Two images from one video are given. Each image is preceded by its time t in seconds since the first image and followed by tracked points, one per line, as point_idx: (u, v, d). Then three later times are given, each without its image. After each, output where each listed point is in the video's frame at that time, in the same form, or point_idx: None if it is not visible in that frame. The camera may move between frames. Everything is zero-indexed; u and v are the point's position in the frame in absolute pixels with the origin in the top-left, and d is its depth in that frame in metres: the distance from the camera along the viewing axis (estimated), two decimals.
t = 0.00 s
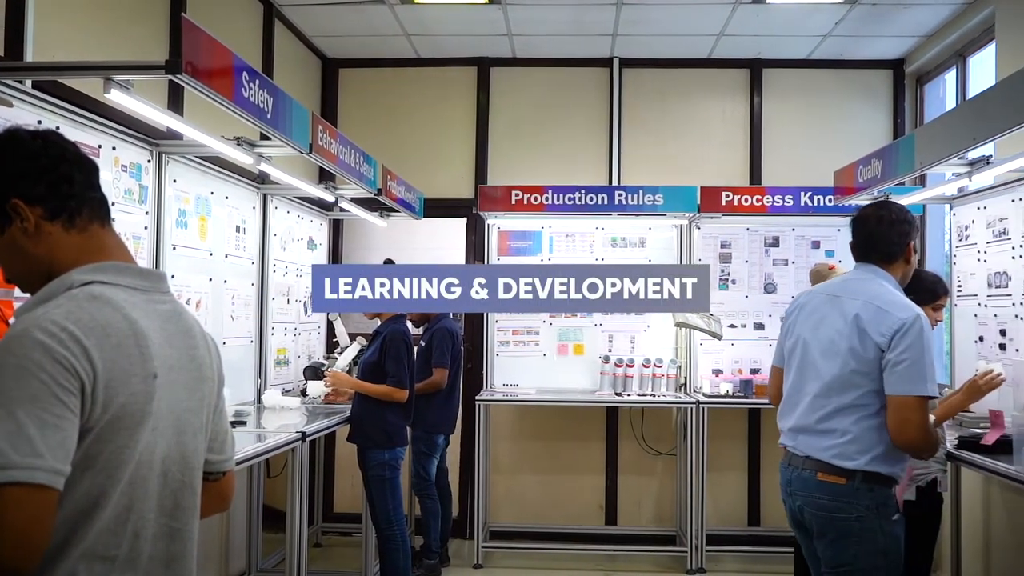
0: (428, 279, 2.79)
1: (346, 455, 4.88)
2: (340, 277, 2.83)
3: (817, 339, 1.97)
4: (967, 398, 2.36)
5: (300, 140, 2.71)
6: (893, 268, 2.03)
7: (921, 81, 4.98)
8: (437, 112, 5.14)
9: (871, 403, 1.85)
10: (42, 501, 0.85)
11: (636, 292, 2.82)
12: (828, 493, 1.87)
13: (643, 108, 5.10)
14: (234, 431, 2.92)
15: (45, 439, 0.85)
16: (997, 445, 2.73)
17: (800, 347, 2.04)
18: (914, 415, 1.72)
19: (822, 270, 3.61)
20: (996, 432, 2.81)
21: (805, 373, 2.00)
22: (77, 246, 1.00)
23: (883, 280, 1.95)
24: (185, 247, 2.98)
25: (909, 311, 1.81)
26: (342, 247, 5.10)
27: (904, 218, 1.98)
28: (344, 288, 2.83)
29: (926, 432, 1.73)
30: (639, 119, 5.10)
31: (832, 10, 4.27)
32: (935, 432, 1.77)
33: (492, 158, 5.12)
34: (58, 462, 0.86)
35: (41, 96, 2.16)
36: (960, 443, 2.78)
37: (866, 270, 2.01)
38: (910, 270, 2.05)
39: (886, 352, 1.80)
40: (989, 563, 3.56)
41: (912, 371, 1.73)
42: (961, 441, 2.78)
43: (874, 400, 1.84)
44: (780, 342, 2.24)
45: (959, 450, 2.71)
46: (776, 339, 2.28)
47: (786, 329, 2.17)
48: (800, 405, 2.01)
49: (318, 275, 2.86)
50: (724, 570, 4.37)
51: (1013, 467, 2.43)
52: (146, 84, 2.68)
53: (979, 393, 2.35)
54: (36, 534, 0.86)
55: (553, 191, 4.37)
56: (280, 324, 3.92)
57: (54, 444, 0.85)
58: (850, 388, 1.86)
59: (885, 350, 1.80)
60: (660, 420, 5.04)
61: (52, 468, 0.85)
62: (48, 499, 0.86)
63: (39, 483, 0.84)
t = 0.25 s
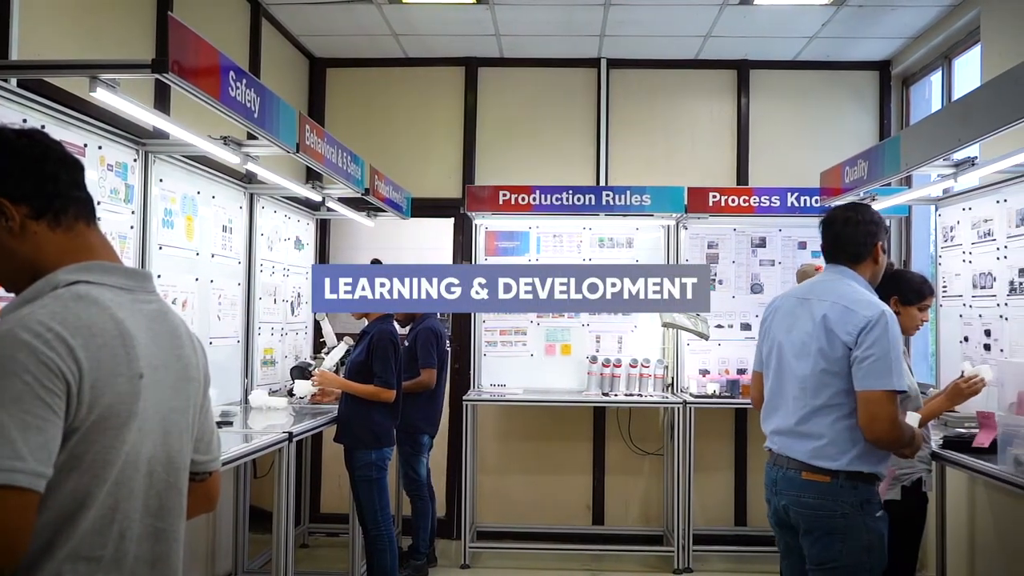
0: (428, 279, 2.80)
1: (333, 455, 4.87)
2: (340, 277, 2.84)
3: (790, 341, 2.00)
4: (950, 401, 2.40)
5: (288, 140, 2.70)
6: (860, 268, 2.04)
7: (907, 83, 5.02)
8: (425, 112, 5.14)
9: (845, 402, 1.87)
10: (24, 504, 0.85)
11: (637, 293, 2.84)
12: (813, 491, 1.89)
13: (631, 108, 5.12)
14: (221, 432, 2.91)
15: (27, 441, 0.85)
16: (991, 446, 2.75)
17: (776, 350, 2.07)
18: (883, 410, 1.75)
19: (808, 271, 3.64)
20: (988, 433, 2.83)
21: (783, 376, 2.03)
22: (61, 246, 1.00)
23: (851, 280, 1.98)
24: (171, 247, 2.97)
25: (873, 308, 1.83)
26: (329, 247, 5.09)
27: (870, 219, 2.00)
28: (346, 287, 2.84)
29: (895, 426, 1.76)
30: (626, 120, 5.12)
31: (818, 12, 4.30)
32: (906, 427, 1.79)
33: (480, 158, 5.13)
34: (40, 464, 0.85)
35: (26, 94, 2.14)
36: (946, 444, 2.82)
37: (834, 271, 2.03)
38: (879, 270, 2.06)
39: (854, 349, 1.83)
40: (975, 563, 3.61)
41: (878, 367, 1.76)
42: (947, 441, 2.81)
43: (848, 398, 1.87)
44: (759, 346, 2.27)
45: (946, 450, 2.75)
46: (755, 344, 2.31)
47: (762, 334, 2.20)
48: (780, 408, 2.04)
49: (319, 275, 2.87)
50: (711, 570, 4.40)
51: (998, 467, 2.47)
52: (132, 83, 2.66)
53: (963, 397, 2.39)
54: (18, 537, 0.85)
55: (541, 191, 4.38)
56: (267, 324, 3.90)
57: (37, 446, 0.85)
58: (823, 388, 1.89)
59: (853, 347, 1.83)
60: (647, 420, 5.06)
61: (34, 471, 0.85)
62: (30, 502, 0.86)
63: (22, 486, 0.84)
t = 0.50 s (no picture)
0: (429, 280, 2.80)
1: (318, 455, 4.86)
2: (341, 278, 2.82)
3: (765, 342, 2.04)
4: (933, 401, 2.40)
5: (273, 139, 2.69)
6: (829, 268, 2.07)
7: (892, 84, 5.07)
8: (413, 111, 5.14)
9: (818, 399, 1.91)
10: (10, 505, 0.85)
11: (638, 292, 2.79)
12: (791, 487, 1.92)
13: (617, 107, 5.15)
14: (205, 432, 2.89)
15: (13, 442, 0.85)
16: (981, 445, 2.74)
17: (753, 352, 2.11)
18: (848, 404, 1.78)
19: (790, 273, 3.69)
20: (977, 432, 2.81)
21: (760, 376, 2.07)
22: (45, 245, 1.01)
23: (820, 281, 2.02)
24: (156, 246, 2.95)
25: (839, 306, 1.87)
26: (315, 247, 5.07)
27: (837, 221, 2.04)
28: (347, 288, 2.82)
29: (861, 420, 1.78)
30: (613, 120, 5.14)
31: (803, 13, 4.34)
32: (876, 420, 1.81)
33: (467, 158, 5.14)
34: (25, 465, 0.86)
35: (9, 93, 2.12)
36: (930, 443, 2.86)
37: (804, 272, 2.07)
38: (849, 270, 2.08)
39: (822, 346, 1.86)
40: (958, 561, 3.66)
41: (844, 363, 1.79)
42: (930, 440, 2.86)
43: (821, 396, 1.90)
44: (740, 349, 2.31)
45: (929, 450, 2.80)
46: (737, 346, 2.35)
47: (740, 336, 2.24)
48: (758, 408, 2.07)
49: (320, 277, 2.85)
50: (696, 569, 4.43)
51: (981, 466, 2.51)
52: (117, 82, 2.64)
53: (947, 396, 2.40)
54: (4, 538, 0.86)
55: (527, 191, 4.39)
56: (253, 324, 3.89)
57: (22, 447, 0.86)
58: (797, 387, 1.92)
59: (821, 344, 1.86)
60: (633, 420, 5.08)
61: (19, 472, 0.85)
62: (16, 503, 0.86)
63: (7, 487, 0.85)
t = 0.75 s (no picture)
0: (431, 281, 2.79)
1: (303, 456, 4.84)
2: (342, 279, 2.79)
3: (739, 344, 2.08)
4: (918, 401, 2.44)
5: (259, 139, 2.69)
6: (802, 270, 2.10)
7: (875, 86, 5.12)
8: (400, 110, 5.13)
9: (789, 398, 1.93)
10: None
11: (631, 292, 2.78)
12: (767, 485, 1.94)
13: (602, 107, 5.17)
14: (190, 432, 2.88)
15: None
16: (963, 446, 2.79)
17: (730, 353, 2.14)
18: (816, 401, 1.80)
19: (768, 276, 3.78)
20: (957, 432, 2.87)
21: (735, 377, 2.10)
22: (28, 245, 1.02)
23: (793, 282, 2.05)
24: (140, 246, 2.93)
25: (808, 306, 1.90)
26: (300, 247, 5.06)
27: (809, 224, 2.07)
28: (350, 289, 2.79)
29: (829, 417, 1.80)
30: (598, 121, 5.17)
31: (788, 15, 4.38)
32: (846, 418, 1.84)
33: (453, 158, 5.14)
34: (8, 466, 0.86)
35: None
36: (913, 443, 2.90)
37: (777, 274, 2.10)
38: (823, 272, 2.11)
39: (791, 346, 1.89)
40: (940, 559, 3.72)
41: (812, 362, 1.82)
42: (914, 440, 2.90)
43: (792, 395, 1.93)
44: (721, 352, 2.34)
45: (913, 450, 2.83)
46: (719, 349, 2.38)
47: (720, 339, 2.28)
48: (735, 408, 2.10)
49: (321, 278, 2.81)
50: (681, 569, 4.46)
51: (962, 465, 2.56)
52: (101, 80, 2.63)
53: (930, 396, 2.43)
54: None
55: (513, 192, 4.41)
56: (237, 324, 3.87)
57: (5, 448, 0.87)
58: (769, 386, 1.95)
59: (790, 344, 1.89)
60: (618, 421, 5.11)
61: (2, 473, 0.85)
62: None
63: None
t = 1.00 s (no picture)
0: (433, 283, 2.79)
1: (288, 456, 4.82)
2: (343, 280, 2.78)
3: (718, 344, 2.11)
4: (901, 401, 2.48)
5: (244, 138, 2.68)
6: (779, 271, 2.12)
7: (859, 87, 5.18)
8: (386, 110, 5.13)
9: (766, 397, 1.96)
10: None
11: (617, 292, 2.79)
12: (745, 483, 1.97)
13: (588, 107, 5.20)
14: (174, 433, 2.87)
15: None
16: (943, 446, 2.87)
17: (709, 354, 2.17)
18: (790, 399, 1.83)
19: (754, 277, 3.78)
20: (938, 432, 2.95)
21: (714, 376, 2.13)
22: (11, 246, 1.05)
23: (770, 283, 2.08)
24: (124, 246, 2.91)
25: (783, 306, 1.93)
26: (285, 247, 5.04)
27: (786, 226, 2.10)
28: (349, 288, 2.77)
29: (803, 415, 1.83)
30: (584, 121, 5.19)
31: (774, 16, 4.42)
32: (820, 416, 1.86)
33: (439, 158, 5.15)
34: None
35: None
36: (896, 443, 2.93)
37: (756, 276, 2.13)
38: (801, 273, 2.13)
39: (767, 345, 1.92)
40: (924, 558, 3.77)
41: (786, 360, 1.85)
42: (897, 440, 2.94)
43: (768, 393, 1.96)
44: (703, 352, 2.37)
45: (897, 450, 2.86)
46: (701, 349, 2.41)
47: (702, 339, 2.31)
48: (714, 407, 2.13)
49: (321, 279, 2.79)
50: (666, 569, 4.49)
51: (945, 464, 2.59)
52: (85, 79, 2.61)
53: (913, 396, 2.47)
54: None
55: (499, 192, 4.42)
56: (222, 324, 3.86)
57: None
58: (746, 385, 1.98)
59: (765, 343, 1.92)
60: (604, 421, 5.14)
61: None
62: None
63: None
